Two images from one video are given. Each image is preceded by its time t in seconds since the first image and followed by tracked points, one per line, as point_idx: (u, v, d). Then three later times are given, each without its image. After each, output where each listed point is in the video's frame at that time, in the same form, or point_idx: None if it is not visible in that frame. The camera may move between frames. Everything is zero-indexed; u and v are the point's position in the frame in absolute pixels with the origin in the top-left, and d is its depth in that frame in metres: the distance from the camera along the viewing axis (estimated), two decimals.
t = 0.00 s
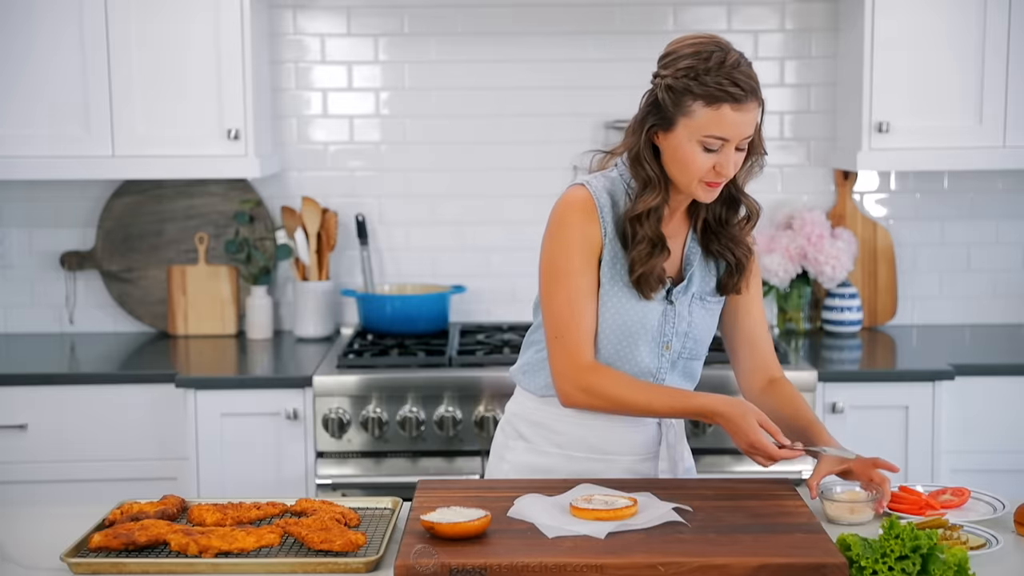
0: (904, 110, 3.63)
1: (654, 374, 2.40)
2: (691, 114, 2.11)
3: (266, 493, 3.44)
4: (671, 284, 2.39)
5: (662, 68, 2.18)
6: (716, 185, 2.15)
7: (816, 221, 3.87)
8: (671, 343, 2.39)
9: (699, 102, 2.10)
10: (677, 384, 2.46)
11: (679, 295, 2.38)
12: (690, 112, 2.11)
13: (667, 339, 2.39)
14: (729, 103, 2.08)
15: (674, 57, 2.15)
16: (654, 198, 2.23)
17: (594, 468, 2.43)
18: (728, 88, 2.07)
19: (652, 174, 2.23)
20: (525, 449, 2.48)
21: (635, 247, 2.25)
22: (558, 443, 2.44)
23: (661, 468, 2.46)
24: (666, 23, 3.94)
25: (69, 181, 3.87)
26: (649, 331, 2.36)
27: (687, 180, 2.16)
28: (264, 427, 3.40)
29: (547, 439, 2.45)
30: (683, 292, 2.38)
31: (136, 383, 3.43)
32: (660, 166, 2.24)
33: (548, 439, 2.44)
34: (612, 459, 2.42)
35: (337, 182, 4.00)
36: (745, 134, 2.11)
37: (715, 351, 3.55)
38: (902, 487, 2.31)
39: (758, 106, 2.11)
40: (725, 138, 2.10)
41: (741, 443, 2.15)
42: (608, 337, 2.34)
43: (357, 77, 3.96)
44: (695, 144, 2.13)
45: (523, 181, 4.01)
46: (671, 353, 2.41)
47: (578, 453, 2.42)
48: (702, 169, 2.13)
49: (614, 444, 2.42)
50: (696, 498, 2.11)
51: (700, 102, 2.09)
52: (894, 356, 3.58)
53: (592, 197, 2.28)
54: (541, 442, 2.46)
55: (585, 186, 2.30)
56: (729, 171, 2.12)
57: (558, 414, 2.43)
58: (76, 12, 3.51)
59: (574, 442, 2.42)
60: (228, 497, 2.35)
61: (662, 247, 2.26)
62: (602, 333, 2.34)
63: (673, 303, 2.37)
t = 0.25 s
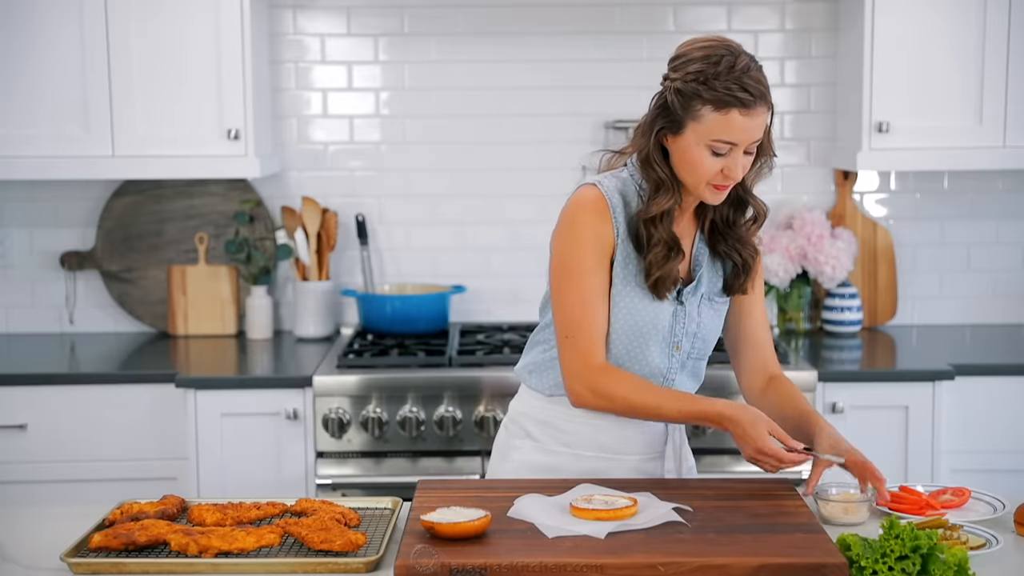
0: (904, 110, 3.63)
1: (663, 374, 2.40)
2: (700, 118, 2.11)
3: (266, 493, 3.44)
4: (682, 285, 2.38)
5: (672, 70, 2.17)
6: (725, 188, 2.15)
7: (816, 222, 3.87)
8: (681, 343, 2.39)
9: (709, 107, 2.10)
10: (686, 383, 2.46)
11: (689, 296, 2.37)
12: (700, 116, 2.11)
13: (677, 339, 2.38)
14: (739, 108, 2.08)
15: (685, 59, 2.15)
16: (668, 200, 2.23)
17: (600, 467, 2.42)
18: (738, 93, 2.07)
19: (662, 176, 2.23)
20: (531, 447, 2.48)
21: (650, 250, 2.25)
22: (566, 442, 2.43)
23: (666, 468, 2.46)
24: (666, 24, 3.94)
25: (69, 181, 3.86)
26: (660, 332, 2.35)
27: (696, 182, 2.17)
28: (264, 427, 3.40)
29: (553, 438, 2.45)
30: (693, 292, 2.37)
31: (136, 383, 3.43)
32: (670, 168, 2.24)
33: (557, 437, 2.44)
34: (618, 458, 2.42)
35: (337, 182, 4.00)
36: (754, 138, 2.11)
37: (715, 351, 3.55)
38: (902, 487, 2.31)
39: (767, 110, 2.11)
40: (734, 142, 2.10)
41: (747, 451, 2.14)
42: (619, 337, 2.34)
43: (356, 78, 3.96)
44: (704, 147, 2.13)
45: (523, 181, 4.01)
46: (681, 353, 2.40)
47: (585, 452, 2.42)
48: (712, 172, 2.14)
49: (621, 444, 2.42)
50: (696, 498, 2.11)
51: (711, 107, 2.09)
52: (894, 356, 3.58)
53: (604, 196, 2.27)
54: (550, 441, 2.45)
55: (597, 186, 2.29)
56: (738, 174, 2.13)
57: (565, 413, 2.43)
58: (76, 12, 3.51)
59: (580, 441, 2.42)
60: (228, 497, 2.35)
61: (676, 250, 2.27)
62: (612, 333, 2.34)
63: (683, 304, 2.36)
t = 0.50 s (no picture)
0: (904, 110, 3.63)
1: (668, 373, 2.40)
2: (700, 117, 2.11)
3: (266, 493, 3.44)
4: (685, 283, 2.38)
5: (671, 69, 2.17)
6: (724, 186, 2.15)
7: (816, 221, 3.88)
8: (685, 341, 2.38)
9: (708, 105, 2.10)
10: (691, 383, 2.45)
11: (693, 294, 2.37)
12: (699, 115, 2.11)
13: (682, 338, 2.38)
14: (738, 106, 2.08)
15: (684, 58, 2.14)
16: (666, 198, 2.23)
17: (604, 466, 2.43)
18: (737, 91, 2.07)
19: (663, 174, 2.23)
20: (533, 447, 2.47)
21: (650, 248, 2.25)
22: (568, 440, 2.44)
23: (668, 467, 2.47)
24: (666, 24, 3.94)
25: (69, 181, 3.86)
26: (664, 329, 2.35)
27: (696, 181, 2.16)
28: (264, 427, 3.40)
29: (557, 438, 2.44)
30: (697, 290, 2.37)
31: (136, 383, 3.43)
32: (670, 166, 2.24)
33: (559, 437, 2.44)
34: (622, 457, 2.43)
35: (337, 182, 4.00)
36: (754, 136, 2.11)
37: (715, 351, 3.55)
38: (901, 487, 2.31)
39: (766, 108, 2.11)
40: (734, 141, 2.10)
41: (766, 463, 2.14)
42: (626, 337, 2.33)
43: (357, 78, 3.96)
44: (704, 145, 2.13)
45: (522, 181, 4.01)
46: (686, 350, 2.40)
47: (587, 451, 2.43)
48: (712, 170, 2.13)
49: (625, 443, 2.42)
50: (696, 498, 2.11)
51: (710, 105, 2.09)
52: (894, 356, 3.58)
53: (607, 196, 2.26)
54: (552, 440, 2.45)
55: (599, 186, 2.28)
56: (737, 172, 2.13)
57: (569, 412, 2.43)
58: (76, 12, 3.51)
59: (584, 440, 2.42)
60: (228, 497, 2.35)
61: (676, 246, 2.26)
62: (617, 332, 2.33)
63: (688, 302, 2.36)
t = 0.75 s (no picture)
0: (904, 110, 3.63)
1: (673, 372, 2.40)
2: (702, 117, 2.11)
3: (266, 493, 3.44)
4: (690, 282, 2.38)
5: (673, 69, 2.17)
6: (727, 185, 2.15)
7: (816, 221, 3.87)
8: (690, 341, 2.39)
9: (710, 105, 2.10)
10: (695, 382, 2.46)
11: (698, 294, 2.37)
12: (701, 115, 2.11)
13: (686, 338, 2.38)
14: (740, 106, 2.08)
15: (686, 58, 2.14)
16: (669, 198, 2.22)
17: (607, 466, 2.43)
18: (739, 91, 2.07)
19: (666, 174, 2.22)
20: (536, 446, 2.47)
21: (655, 248, 2.24)
22: (571, 440, 2.44)
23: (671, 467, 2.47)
24: (666, 24, 3.94)
25: (69, 181, 3.86)
26: (670, 328, 2.35)
27: (698, 180, 2.17)
28: (264, 427, 3.40)
29: (560, 437, 2.44)
30: (702, 290, 2.37)
31: (136, 383, 3.43)
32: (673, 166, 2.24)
33: (562, 436, 2.44)
34: (625, 457, 2.43)
35: (337, 182, 4.00)
36: (756, 135, 2.11)
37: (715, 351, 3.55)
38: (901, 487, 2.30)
39: (768, 107, 2.11)
40: (736, 140, 2.10)
41: (770, 468, 2.15)
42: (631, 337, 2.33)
43: (356, 78, 3.96)
44: (706, 145, 2.13)
45: (522, 181, 4.01)
46: (691, 350, 2.40)
47: (590, 451, 2.43)
48: (714, 170, 2.14)
49: (628, 443, 2.42)
50: (696, 498, 2.11)
51: (712, 105, 2.09)
52: (894, 356, 3.58)
53: (612, 195, 2.26)
54: (556, 440, 2.45)
55: (603, 186, 2.27)
56: (740, 171, 2.13)
57: (572, 411, 2.43)
58: (76, 12, 3.51)
59: (587, 440, 2.42)
60: (228, 497, 2.35)
61: (681, 246, 2.25)
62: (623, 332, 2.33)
63: (693, 302, 2.36)
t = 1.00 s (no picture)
0: (904, 110, 3.63)
1: (674, 373, 2.40)
2: (701, 118, 2.11)
3: (266, 493, 3.44)
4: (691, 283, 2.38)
5: (673, 69, 2.17)
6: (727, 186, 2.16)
7: (816, 221, 3.87)
8: (692, 341, 2.38)
9: (709, 106, 2.10)
10: (697, 382, 2.45)
11: (700, 294, 2.36)
12: (700, 116, 2.11)
13: (688, 337, 2.38)
14: (740, 106, 2.08)
15: (685, 59, 2.14)
16: (670, 198, 2.22)
17: (607, 466, 2.43)
18: (739, 92, 2.07)
19: (666, 175, 2.23)
20: (536, 446, 2.47)
21: (656, 248, 2.24)
22: (572, 440, 2.44)
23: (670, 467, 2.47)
24: (666, 24, 3.94)
25: (69, 181, 3.86)
26: (671, 329, 2.35)
27: (698, 181, 2.17)
28: (264, 427, 3.40)
29: (559, 437, 2.45)
30: (703, 289, 2.37)
31: (136, 383, 3.43)
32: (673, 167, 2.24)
33: (562, 436, 2.44)
34: (625, 457, 2.43)
35: (337, 182, 4.00)
36: (756, 136, 2.11)
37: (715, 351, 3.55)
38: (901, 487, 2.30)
39: (769, 108, 2.11)
40: (736, 141, 2.10)
41: (770, 468, 2.15)
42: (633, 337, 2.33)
43: (356, 78, 3.96)
44: (706, 146, 2.13)
45: (522, 180, 4.01)
46: (692, 350, 2.40)
47: (591, 451, 2.43)
48: (714, 171, 2.14)
49: (628, 443, 2.42)
50: (696, 498, 2.11)
51: (712, 106, 2.09)
52: (894, 356, 3.58)
53: (613, 195, 2.26)
54: (557, 440, 2.45)
55: (604, 185, 2.27)
56: (740, 172, 2.13)
57: (572, 411, 2.43)
58: (76, 12, 3.51)
59: (587, 440, 2.42)
60: (228, 497, 2.35)
61: (683, 246, 2.25)
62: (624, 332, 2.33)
63: (694, 301, 2.36)
